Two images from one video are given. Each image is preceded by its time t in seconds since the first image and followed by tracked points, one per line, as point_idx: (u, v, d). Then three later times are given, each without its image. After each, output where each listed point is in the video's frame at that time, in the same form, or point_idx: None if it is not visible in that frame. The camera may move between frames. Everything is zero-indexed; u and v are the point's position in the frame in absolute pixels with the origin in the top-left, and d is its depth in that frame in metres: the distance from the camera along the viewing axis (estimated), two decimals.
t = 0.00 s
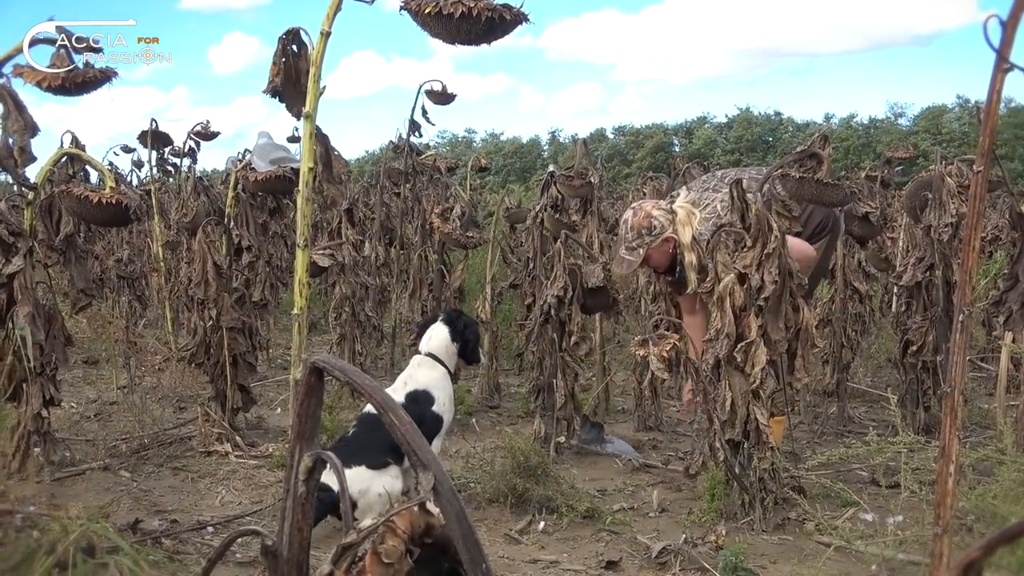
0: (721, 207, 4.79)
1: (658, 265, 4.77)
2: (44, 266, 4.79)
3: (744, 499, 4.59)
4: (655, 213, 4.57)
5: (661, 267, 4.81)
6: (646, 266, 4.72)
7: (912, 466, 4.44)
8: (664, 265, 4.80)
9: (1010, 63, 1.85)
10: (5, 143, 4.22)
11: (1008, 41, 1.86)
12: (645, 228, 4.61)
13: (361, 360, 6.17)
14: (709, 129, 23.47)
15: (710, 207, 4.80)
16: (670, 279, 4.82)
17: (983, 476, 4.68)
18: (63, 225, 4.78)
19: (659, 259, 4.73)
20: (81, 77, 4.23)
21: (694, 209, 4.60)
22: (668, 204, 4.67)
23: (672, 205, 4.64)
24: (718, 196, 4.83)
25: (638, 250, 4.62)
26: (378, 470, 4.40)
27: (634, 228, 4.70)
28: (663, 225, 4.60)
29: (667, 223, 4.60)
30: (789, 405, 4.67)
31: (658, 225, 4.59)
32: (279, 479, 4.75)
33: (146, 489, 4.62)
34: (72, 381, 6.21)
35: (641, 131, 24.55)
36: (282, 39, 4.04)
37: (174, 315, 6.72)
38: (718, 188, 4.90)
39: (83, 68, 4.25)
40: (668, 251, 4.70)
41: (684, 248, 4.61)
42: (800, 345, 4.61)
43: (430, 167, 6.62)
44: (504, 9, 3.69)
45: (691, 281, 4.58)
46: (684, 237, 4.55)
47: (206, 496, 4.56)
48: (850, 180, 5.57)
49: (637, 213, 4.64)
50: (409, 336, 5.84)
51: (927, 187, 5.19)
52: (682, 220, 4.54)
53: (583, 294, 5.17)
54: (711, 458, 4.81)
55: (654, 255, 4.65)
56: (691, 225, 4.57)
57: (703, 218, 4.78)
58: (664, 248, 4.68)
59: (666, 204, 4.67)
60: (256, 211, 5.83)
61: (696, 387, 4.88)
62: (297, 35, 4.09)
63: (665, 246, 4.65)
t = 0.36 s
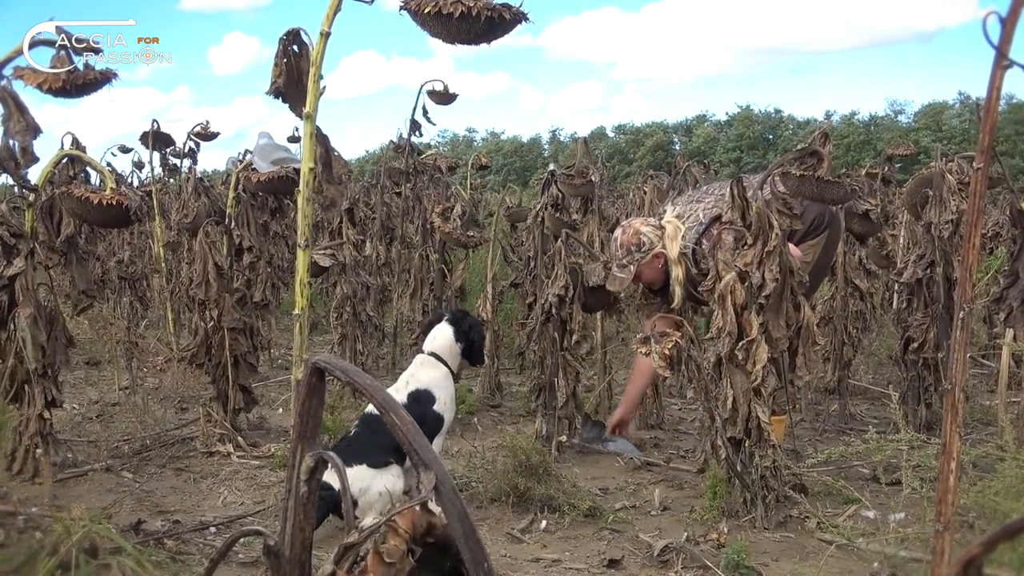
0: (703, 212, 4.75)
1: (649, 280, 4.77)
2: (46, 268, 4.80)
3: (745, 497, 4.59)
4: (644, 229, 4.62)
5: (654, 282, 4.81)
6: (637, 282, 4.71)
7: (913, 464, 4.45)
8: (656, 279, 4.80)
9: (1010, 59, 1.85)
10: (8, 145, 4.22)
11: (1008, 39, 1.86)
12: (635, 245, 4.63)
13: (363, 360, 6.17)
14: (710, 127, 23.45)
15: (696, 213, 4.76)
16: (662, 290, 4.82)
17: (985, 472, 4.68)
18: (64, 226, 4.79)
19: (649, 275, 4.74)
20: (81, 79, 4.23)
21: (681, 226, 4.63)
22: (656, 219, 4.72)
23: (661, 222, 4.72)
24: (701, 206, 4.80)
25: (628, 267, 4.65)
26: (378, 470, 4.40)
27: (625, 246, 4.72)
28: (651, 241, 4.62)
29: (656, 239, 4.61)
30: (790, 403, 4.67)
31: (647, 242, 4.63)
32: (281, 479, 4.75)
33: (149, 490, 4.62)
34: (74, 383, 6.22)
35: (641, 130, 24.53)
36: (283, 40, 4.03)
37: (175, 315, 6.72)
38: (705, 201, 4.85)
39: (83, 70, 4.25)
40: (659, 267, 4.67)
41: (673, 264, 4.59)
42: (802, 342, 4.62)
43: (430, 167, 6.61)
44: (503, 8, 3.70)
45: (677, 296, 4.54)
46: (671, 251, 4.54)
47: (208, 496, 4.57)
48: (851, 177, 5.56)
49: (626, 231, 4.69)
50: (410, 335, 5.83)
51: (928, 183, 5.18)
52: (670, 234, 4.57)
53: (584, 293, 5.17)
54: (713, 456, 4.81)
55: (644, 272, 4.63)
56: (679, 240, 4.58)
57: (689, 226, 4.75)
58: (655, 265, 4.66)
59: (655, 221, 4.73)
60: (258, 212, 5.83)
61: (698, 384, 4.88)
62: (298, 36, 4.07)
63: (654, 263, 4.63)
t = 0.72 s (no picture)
0: (694, 221, 4.80)
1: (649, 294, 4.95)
2: (46, 268, 4.80)
3: (746, 496, 4.58)
4: (638, 242, 4.86)
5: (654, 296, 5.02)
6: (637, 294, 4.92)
7: (914, 462, 4.44)
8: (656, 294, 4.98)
9: (1010, 57, 1.85)
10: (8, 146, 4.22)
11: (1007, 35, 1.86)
12: (629, 257, 4.87)
13: (363, 359, 6.16)
14: (711, 126, 23.43)
15: (685, 222, 4.81)
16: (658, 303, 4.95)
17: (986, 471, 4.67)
18: (64, 227, 4.80)
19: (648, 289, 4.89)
20: (82, 79, 4.23)
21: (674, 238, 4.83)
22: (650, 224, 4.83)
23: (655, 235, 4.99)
24: (693, 214, 4.84)
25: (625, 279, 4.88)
26: (379, 469, 4.40)
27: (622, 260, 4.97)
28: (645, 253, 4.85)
29: (649, 251, 4.84)
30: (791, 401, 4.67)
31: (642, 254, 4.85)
32: (281, 478, 4.75)
33: (150, 490, 4.62)
34: (74, 383, 6.22)
35: (642, 129, 24.51)
36: (282, 40, 4.03)
37: (176, 315, 6.72)
38: (696, 210, 4.89)
39: (83, 70, 4.26)
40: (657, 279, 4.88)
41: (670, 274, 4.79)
42: (802, 341, 4.62)
43: (431, 166, 6.61)
44: (503, 7, 3.70)
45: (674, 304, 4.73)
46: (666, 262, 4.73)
47: (209, 496, 4.56)
48: (851, 176, 5.56)
49: (620, 245, 4.92)
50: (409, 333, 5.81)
51: (927, 182, 5.18)
52: (662, 245, 4.77)
53: (584, 292, 5.16)
54: (714, 455, 4.81)
55: (642, 284, 4.83)
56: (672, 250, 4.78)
57: (678, 238, 4.80)
58: (653, 276, 4.88)
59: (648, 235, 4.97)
60: (258, 212, 5.83)
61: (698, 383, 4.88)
62: (298, 36, 4.07)
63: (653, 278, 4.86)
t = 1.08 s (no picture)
0: (698, 205, 4.72)
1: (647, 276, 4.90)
2: (46, 274, 4.80)
3: (746, 499, 4.58)
4: (640, 224, 4.76)
5: (652, 276, 4.98)
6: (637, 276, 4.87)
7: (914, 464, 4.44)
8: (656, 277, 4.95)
9: (1006, 61, 1.85)
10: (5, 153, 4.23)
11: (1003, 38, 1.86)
12: (631, 239, 4.78)
13: (363, 363, 6.16)
14: (711, 127, 23.43)
15: (689, 206, 4.73)
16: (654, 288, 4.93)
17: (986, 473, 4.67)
18: (65, 233, 4.80)
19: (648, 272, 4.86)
20: (80, 85, 4.22)
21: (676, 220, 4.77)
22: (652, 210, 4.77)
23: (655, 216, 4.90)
24: (697, 198, 4.77)
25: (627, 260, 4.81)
26: (378, 473, 4.39)
27: (622, 240, 4.88)
28: (648, 234, 4.78)
29: (652, 232, 4.77)
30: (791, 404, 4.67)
31: (643, 236, 4.77)
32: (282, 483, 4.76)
33: (152, 496, 4.63)
34: (75, 388, 6.23)
35: (642, 131, 24.51)
36: (280, 47, 4.01)
37: (177, 320, 6.73)
38: (701, 193, 4.81)
39: (82, 76, 4.25)
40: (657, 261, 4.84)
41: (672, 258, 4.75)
42: (802, 344, 4.63)
43: (430, 169, 6.61)
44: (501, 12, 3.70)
45: (677, 287, 4.71)
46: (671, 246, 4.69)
47: (210, 502, 4.57)
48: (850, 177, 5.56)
49: (622, 225, 4.82)
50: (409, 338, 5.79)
51: (926, 184, 5.17)
52: (664, 228, 4.72)
53: (584, 295, 5.15)
54: (714, 457, 4.81)
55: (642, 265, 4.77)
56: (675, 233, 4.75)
57: (683, 221, 4.73)
58: (652, 257, 4.82)
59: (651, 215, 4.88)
60: (257, 217, 5.83)
61: (698, 385, 4.89)
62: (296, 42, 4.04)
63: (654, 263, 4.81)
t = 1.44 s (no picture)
0: (714, 188, 4.81)
1: (652, 249, 4.95)
2: (46, 280, 4.81)
3: (747, 506, 4.58)
4: (651, 196, 4.78)
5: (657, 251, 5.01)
6: (644, 249, 4.89)
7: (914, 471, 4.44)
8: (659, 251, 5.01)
9: (1004, 70, 1.86)
10: (5, 159, 4.23)
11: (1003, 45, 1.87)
12: (641, 211, 4.79)
13: (364, 369, 6.16)
14: (711, 133, 23.45)
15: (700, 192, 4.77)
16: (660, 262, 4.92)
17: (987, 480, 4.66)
18: (64, 239, 4.81)
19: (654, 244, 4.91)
20: (81, 92, 4.21)
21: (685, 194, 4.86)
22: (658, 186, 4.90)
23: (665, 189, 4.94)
24: (713, 179, 4.87)
25: (636, 234, 4.83)
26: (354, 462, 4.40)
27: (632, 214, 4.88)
28: (657, 208, 4.80)
29: (662, 206, 4.79)
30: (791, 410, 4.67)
31: (654, 209, 4.79)
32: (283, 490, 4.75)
33: (152, 502, 4.62)
34: (74, 395, 6.23)
35: (642, 136, 24.55)
36: (281, 54, 3.99)
37: (177, 327, 6.72)
38: (717, 174, 4.93)
39: (83, 84, 4.26)
40: (663, 234, 4.89)
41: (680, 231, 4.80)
42: (802, 350, 4.64)
43: (430, 175, 6.62)
44: (500, 19, 3.71)
45: (683, 263, 4.73)
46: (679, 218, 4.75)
47: (209, 508, 4.56)
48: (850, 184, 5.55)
49: (632, 197, 4.83)
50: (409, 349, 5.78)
51: (926, 191, 5.17)
52: (674, 201, 4.76)
53: (584, 301, 5.15)
54: (714, 464, 4.81)
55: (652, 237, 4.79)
56: (685, 208, 4.79)
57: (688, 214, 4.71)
58: (661, 231, 4.85)
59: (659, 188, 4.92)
60: (257, 224, 5.83)
61: (698, 393, 4.88)
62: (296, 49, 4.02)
63: (659, 235, 4.88)
